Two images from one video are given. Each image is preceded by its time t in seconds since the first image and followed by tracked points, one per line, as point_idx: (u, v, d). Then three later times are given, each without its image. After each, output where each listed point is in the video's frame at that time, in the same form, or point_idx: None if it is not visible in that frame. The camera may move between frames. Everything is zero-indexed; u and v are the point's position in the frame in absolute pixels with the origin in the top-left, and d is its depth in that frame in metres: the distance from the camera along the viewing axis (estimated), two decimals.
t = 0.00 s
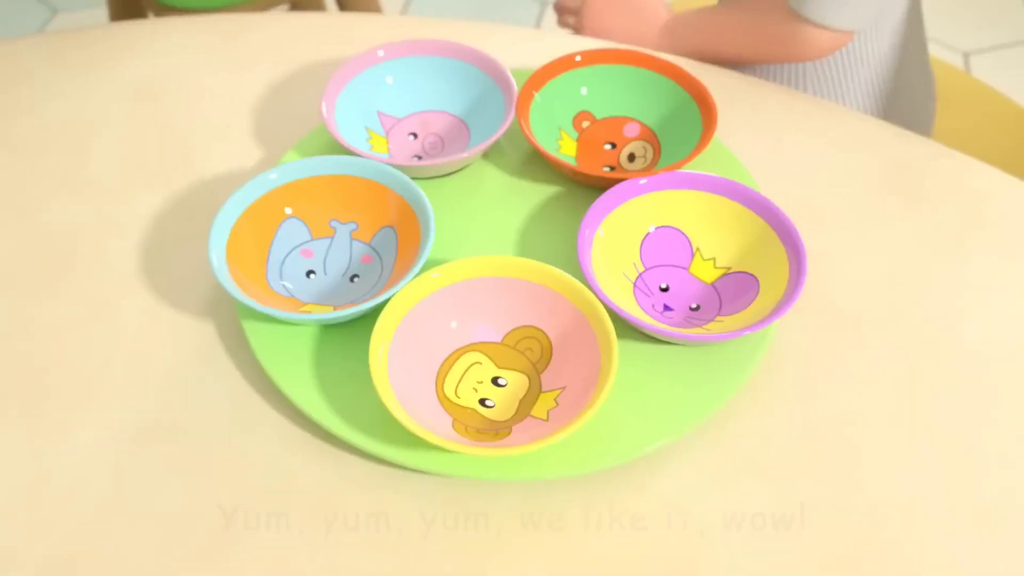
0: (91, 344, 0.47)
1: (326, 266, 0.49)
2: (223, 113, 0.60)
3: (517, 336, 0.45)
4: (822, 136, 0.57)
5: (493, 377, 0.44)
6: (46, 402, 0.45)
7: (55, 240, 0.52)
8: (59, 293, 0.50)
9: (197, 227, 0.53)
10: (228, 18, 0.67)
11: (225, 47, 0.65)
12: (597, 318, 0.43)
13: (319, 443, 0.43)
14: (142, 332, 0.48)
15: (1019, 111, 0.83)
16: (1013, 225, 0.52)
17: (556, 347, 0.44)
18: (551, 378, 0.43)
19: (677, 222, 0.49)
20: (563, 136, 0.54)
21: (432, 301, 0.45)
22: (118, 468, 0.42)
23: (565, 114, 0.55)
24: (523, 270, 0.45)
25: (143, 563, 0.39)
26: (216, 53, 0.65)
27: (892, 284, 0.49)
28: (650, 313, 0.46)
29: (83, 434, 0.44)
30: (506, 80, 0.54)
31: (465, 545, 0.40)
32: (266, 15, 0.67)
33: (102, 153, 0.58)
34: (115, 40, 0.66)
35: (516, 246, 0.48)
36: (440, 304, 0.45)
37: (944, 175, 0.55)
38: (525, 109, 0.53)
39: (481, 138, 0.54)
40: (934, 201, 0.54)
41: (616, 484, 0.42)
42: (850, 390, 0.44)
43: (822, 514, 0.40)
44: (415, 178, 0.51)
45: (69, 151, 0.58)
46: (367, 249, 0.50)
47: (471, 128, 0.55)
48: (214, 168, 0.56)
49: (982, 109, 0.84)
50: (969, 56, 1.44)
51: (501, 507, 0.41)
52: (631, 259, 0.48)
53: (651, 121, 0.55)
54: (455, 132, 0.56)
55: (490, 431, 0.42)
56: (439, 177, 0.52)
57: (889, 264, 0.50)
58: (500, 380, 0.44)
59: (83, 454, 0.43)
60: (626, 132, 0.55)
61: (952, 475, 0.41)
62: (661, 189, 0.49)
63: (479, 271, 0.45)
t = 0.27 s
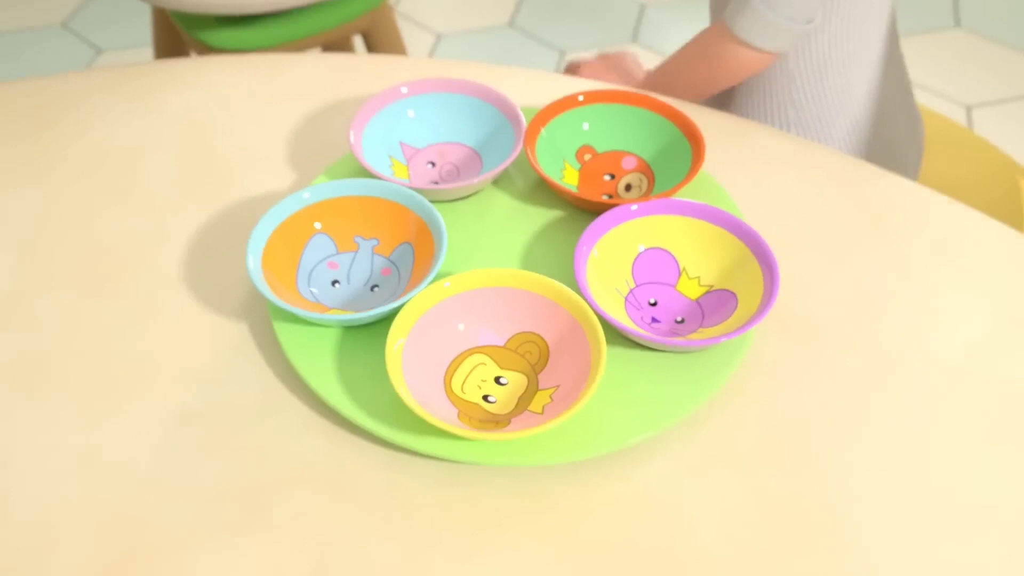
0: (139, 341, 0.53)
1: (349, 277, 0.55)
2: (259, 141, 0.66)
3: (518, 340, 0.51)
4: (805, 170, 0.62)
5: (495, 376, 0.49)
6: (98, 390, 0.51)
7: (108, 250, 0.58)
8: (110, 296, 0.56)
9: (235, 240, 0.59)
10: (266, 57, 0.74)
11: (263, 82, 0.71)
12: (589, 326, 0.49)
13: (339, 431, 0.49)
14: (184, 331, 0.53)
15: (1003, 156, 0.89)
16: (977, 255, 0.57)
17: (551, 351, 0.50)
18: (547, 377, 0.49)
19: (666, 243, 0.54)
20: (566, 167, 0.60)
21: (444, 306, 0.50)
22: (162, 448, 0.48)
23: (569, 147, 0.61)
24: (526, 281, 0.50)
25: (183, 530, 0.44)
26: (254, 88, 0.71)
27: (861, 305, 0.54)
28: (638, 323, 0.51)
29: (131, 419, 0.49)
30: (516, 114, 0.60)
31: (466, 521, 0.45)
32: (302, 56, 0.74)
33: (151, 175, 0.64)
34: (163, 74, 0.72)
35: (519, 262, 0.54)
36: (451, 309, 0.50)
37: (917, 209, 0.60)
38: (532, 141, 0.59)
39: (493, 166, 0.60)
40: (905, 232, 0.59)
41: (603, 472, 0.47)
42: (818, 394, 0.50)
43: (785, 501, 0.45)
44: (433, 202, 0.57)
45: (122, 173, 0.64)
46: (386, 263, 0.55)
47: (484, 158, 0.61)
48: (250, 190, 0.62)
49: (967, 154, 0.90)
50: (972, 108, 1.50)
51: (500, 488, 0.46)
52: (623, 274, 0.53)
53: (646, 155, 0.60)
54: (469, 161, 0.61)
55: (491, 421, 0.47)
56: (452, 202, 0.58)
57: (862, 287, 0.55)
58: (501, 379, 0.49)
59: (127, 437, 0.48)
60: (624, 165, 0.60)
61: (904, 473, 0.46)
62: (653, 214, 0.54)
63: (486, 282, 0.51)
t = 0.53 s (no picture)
0: (190, 349, 0.60)
1: (377, 297, 0.61)
2: (300, 177, 0.73)
3: (526, 354, 0.57)
4: (795, 210, 0.69)
5: (504, 385, 0.56)
6: (154, 389, 0.57)
7: (164, 270, 0.65)
8: (167, 309, 0.63)
9: (277, 262, 0.66)
10: (307, 102, 0.81)
11: (304, 125, 0.79)
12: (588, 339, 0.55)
13: (365, 430, 0.55)
14: (231, 341, 0.60)
15: (990, 209, 0.95)
16: (947, 293, 0.63)
17: (555, 363, 0.56)
18: (550, 385, 0.55)
19: (661, 273, 0.61)
20: (575, 205, 0.66)
21: (461, 321, 0.57)
22: (210, 441, 0.54)
23: (577, 188, 0.67)
24: (533, 301, 0.57)
25: (228, 513, 0.51)
26: (296, 130, 0.78)
27: (838, 333, 0.60)
28: (633, 341, 0.57)
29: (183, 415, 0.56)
30: (530, 157, 0.67)
31: (476, 509, 0.51)
32: (340, 102, 0.81)
33: (203, 204, 0.71)
34: (213, 114, 0.80)
35: (529, 287, 0.60)
36: (467, 325, 0.57)
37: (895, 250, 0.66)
38: (543, 181, 0.66)
39: (509, 200, 0.66)
40: (883, 268, 0.65)
41: (599, 471, 0.53)
42: (794, 409, 0.55)
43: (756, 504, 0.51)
44: (454, 231, 0.64)
45: (177, 203, 0.71)
46: (410, 284, 0.62)
47: (501, 195, 0.68)
48: (291, 220, 0.69)
49: (956, 207, 0.95)
50: (976, 167, 1.56)
51: (506, 481, 0.52)
52: (620, 299, 0.60)
53: (647, 196, 0.67)
54: (487, 197, 0.68)
55: (499, 423, 0.54)
56: (472, 233, 0.64)
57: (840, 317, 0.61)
58: (509, 387, 0.55)
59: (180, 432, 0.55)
60: (626, 204, 0.67)
61: (868, 484, 0.52)
62: (649, 246, 0.61)
63: (498, 302, 0.57)
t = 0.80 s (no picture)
0: (229, 362, 0.66)
1: (400, 317, 0.67)
2: (331, 208, 0.79)
3: (535, 370, 0.62)
4: (788, 245, 0.74)
5: (514, 397, 0.61)
6: (195, 396, 0.63)
7: (205, 289, 0.72)
8: (209, 325, 0.68)
9: (308, 284, 0.72)
10: (340, 140, 0.88)
11: (336, 160, 0.85)
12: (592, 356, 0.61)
13: (386, 436, 0.60)
14: (267, 355, 0.66)
15: (981, 251, 1.00)
16: (925, 324, 0.68)
17: (560, 379, 0.61)
18: (556, 398, 0.60)
19: (661, 299, 0.66)
20: (584, 236, 0.72)
21: (477, 339, 0.63)
22: (245, 443, 0.60)
23: (587, 221, 0.73)
24: (543, 322, 0.63)
25: (260, 507, 0.56)
26: (329, 164, 0.85)
27: (822, 359, 0.65)
28: (634, 360, 0.62)
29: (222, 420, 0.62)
30: (545, 192, 0.73)
31: (485, 507, 0.56)
32: (369, 140, 0.87)
33: (242, 231, 0.77)
34: (253, 150, 0.87)
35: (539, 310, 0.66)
36: (482, 343, 0.63)
37: (879, 285, 0.71)
38: (555, 213, 0.71)
39: (524, 229, 0.72)
40: (867, 301, 0.70)
41: (599, 477, 0.58)
42: (780, 426, 0.60)
43: (741, 508, 0.56)
44: (473, 258, 0.69)
45: (218, 228, 0.78)
46: (431, 305, 0.67)
47: (516, 226, 0.74)
48: (323, 246, 0.75)
49: (949, 248, 1.00)
50: (982, 216, 1.61)
51: (513, 483, 0.58)
52: (623, 323, 0.65)
53: (651, 229, 0.72)
54: (504, 229, 0.74)
55: (508, 430, 0.59)
56: (489, 260, 0.70)
57: (825, 345, 0.66)
58: (519, 399, 0.61)
59: (221, 436, 0.61)
60: (632, 237, 0.72)
61: (843, 496, 0.57)
62: (650, 274, 0.66)
63: (511, 322, 0.63)
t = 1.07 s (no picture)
0: (267, 377, 0.71)
1: (423, 338, 0.73)
2: (361, 238, 0.85)
3: (546, 388, 0.67)
4: (786, 279, 0.79)
5: (526, 413, 0.66)
6: (234, 409, 0.69)
7: (243, 311, 0.78)
8: (247, 344, 0.74)
9: (338, 307, 0.77)
10: (370, 177, 0.94)
11: (366, 194, 0.91)
12: (599, 375, 0.66)
13: (410, 444, 0.66)
14: (301, 371, 0.72)
15: (973, 288, 1.04)
16: (912, 353, 0.73)
17: (569, 396, 0.66)
18: (565, 413, 0.66)
19: (664, 325, 0.71)
20: (594, 268, 0.77)
21: (493, 359, 0.68)
22: (279, 451, 0.65)
23: (597, 254, 0.79)
24: (554, 344, 0.68)
25: (294, 508, 0.62)
26: (359, 198, 0.91)
27: (814, 383, 0.70)
28: (638, 381, 0.68)
29: (258, 430, 0.67)
30: (559, 226, 0.79)
31: (499, 511, 0.61)
32: (397, 177, 0.94)
33: (279, 259, 0.83)
34: (289, 186, 0.93)
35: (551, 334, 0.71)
36: (497, 362, 0.68)
37: (868, 315, 0.76)
38: (568, 246, 0.77)
39: (539, 260, 0.78)
40: (857, 330, 0.75)
41: (605, 485, 0.63)
42: (772, 442, 0.65)
43: (734, 518, 0.61)
44: (492, 286, 0.75)
45: (255, 256, 0.84)
46: (451, 328, 0.73)
47: (532, 257, 0.79)
48: (352, 273, 0.81)
49: (946, 285, 1.05)
50: (988, 261, 1.65)
51: (525, 489, 0.63)
52: (628, 348, 0.70)
53: (657, 262, 0.78)
54: (521, 259, 0.79)
55: (520, 441, 0.64)
56: (506, 288, 0.76)
57: (816, 370, 0.71)
58: (531, 415, 0.66)
59: (257, 443, 0.66)
60: (639, 269, 0.78)
61: (828, 508, 0.61)
62: (654, 303, 0.72)
63: (524, 344, 0.69)
